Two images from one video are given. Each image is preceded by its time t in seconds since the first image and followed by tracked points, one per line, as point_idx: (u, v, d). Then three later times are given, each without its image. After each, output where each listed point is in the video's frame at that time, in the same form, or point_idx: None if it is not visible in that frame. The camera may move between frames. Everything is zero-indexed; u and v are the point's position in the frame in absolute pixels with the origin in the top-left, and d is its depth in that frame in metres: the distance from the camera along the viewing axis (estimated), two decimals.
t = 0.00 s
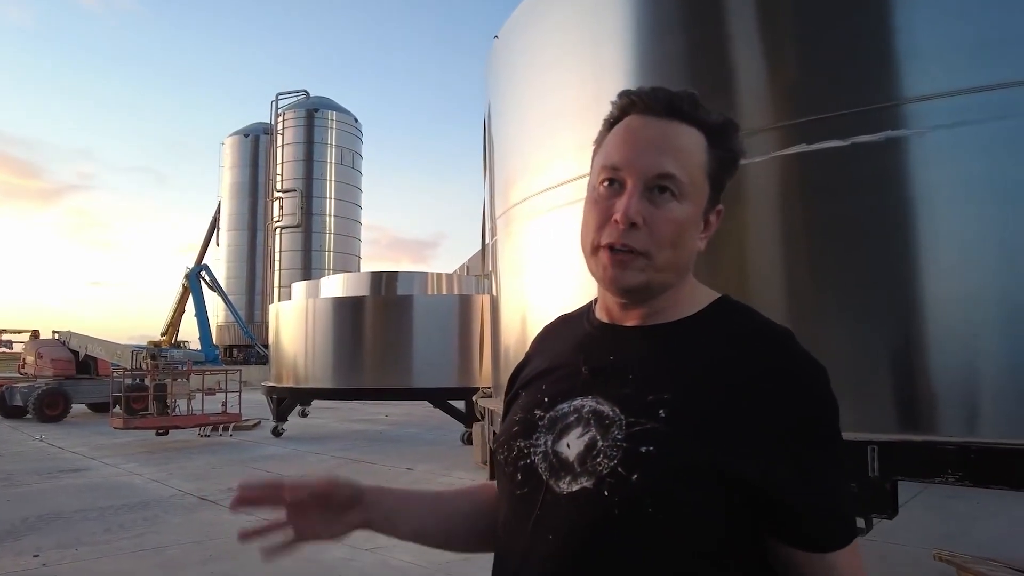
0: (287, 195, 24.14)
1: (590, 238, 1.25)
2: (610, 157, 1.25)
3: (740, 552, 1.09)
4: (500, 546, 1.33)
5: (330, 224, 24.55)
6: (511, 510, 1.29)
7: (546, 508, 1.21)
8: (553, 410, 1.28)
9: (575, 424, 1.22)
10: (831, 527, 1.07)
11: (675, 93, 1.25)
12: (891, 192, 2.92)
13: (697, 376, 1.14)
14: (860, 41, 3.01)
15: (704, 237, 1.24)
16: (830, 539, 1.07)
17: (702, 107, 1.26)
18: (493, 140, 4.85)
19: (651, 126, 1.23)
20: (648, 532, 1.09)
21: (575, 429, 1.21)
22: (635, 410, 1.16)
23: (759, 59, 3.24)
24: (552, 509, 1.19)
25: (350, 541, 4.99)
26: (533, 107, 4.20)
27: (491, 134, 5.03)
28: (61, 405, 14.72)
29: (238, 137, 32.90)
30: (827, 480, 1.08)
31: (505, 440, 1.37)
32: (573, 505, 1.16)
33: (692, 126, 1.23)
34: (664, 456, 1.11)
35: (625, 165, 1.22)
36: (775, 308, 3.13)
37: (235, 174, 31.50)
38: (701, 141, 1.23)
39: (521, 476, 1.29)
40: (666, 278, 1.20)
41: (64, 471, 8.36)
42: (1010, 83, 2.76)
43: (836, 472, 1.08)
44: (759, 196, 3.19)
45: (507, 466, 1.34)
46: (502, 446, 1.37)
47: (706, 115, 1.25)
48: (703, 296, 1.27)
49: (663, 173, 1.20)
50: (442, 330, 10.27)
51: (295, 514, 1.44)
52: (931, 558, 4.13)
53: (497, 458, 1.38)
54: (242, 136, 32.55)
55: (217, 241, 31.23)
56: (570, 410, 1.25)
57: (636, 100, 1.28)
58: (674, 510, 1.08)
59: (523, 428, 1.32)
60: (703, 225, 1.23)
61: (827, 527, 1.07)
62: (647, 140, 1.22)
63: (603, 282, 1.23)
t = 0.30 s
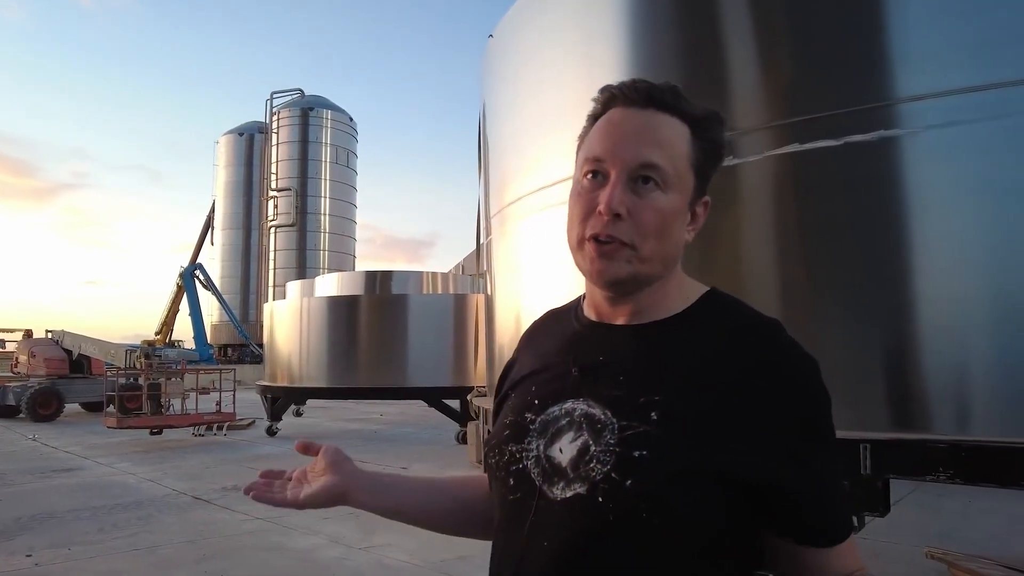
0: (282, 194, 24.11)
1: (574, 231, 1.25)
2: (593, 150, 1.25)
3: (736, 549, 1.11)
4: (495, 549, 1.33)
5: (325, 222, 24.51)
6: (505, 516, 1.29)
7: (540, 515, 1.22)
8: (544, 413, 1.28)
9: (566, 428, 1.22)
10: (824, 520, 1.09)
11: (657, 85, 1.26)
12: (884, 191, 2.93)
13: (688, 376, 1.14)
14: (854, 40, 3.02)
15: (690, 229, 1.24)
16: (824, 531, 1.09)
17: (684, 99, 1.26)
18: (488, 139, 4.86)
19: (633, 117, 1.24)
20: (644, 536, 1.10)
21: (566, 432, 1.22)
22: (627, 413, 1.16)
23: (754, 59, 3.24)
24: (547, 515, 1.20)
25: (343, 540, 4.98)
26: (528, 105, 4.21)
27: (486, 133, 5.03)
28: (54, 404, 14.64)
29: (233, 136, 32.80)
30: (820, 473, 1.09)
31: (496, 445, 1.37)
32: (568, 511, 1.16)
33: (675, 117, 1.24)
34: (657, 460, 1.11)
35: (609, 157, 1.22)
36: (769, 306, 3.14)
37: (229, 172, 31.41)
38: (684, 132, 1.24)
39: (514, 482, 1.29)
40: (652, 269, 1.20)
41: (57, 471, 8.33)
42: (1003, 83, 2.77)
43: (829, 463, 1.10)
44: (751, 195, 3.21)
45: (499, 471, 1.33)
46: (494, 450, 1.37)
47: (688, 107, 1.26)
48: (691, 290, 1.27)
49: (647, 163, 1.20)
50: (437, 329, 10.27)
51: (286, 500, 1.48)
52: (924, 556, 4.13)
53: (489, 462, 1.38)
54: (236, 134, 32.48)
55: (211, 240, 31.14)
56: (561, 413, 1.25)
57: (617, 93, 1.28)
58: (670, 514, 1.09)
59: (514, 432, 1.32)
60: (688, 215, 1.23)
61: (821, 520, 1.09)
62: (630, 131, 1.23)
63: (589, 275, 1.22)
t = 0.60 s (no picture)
0: (274, 193, 24.05)
1: (561, 238, 1.25)
2: (578, 154, 1.25)
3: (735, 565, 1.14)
4: (497, 568, 1.35)
5: (318, 221, 24.46)
6: (503, 541, 1.30)
7: (538, 544, 1.22)
8: (537, 436, 1.28)
9: (560, 455, 1.22)
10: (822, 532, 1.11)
11: (643, 82, 1.25)
12: (875, 190, 2.95)
13: (682, 404, 1.15)
14: (847, 41, 3.03)
15: (679, 232, 1.24)
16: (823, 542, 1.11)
17: (671, 96, 1.26)
18: (481, 138, 4.86)
19: (619, 117, 1.24)
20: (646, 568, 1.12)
21: (560, 459, 1.22)
22: (621, 440, 1.17)
23: (747, 60, 3.26)
24: (546, 545, 1.21)
25: (337, 539, 4.97)
26: (521, 104, 4.21)
27: (479, 132, 5.03)
28: (45, 404, 14.56)
29: (225, 134, 32.68)
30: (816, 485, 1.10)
31: (489, 465, 1.37)
32: (566, 542, 1.18)
33: (662, 116, 1.24)
34: (654, 489, 1.13)
35: (595, 161, 1.22)
36: (761, 306, 3.15)
37: (221, 171, 31.30)
38: (672, 133, 1.23)
39: (510, 507, 1.29)
40: (642, 276, 1.20)
41: (48, 471, 8.27)
42: (994, 84, 2.79)
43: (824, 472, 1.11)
44: (744, 196, 3.22)
45: (494, 493, 1.34)
46: (488, 471, 1.37)
47: (676, 106, 1.25)
48: (681, 295, 1.27)
49: (634, 167, 1.20)
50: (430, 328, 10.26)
51: (289, 506, 1.51)
52: (915, 554, 4.16)
53: (483, 481, 1.39)
54: (229, 133, 32.38)
55: (203, 239, 31.02)
56: (554, 437, 1.25)
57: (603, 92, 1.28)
58: (670, 544, 1.11)
59: (507, 456, 1.32)
60: (677, 219, 1.23)
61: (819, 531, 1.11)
62: (616, 134, 1.22)
63: (578, 285, 1.22)
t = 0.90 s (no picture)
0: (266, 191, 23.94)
1: (538, 248, 1.24)
2: (553, 163, 1.24)
3: None
4: None
5: (310, 220, 24.38)
6: (493, 553, 1.29)
7: (528, 555, 1.21)
8: (525, 445, 1.28)
9: (548, 463, 1.23)
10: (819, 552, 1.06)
11: (617, 93, 1.25)
12: (866, 191, 2.95)
13: (668, 411, 1.14)
14: (838, 44, 3.03)
15: (658, 238, 1.24)
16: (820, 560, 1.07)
17: (645, 101, 1.26)
18: (474, 138, 4.85)
19: (594, 126, 1.23)
20: None
21: (549, 468, 1.22)
22: (607, 447, 1.16)
23: (740, 60, 3.26)
24: (534, 555, 1.20)
25: (329, 541, 4.96)
26: (514, 104, 4.21)
27: (471, 131, 5.02)
28: (34, 404, 14.44)
29: (216, 133, 32.53)
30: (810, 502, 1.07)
31: (479, 474, 1.37)
32: (554, 553, 1.16)
33: (636, 124, 1.24)
34: (639, 498, 1.11)
35: (569, 169, 1.22)
36: (754, 307, 3.16)
37: (212, 169, 31.15)
38: (647, 139, 1.23)
39: (500, 517, 1.29)
40: (619, 285, 1.19)
41: (37, 472, 8.21)
42: (986, 87, 2.79)
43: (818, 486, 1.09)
44: (736, 196, 3.23)
45: (484, 503, 1.34)
46: (476, 479, 1.36)
47: (652, 112, 1.25)
48: (663, 302, 1.26)
49: (609, 175, 1.19)
50: (422, 328, 10.24)
51: None
52: (906, 554, 4.18)
53: (474, 491, 1.38)
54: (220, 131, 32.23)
55: (194, 238, 30.87)
56: (543, 446, 1.25)
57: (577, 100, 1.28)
58: (658, 554, 1.09)
59: (496, 465, 1.32)
60: (655, 225, 1.22)
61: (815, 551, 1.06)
62: (591, 141, 1.22)
63: (556, 295, 1.21)
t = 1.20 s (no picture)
0: (258, 190, 23.88)
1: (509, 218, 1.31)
2: (526, 141, 1.32)
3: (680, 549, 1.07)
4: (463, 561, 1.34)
5: (303, 220, 24.33)
6: (471, 525, 1.33)
7: (498, 518, 1.25)
8: (504, 419, 1.33)
9: (521, 432, 1.27)
10: (774, 519, 1.01)
11: (592, 84, 1.32)
12: (855, 191, 2.98)
13: (625, 372, 1.16)
14: (829, 45, 3.05)
15: (625, 215, 1.26)
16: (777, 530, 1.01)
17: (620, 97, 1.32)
18: (467, 136, 4.86)
19: (564, 108, 1.31)
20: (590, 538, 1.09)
21: (521, 436, 1.26)
22: (569, 408, 1.20)
23: (732, 60, 3.28)
24: (501, 518, 1.23)
25: (321, 540, 4.96)
26: (507, 104, 4.22)
27: (464, 130, 5.03)
28: (24, 404, 14.35)
29: (209, 132, 32.42)
30: (765, 464, 1.02)
31: (465, 455, 1.42)
32: (516, 512, 1.20)
33: (605, 108, 1.29)
34: (593, 453, 1.13)
35: (537, 143, 1.29)
36: (745, 306, 3.18)
37: (205, 168, 31.03)
38: (616, 122, 1.27)
39: (477, 489, 1.33)
40: (576, 247, 1.23)
41: (27, 473, 8.16)
42: (978, 89, 2.81)
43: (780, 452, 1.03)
44: (727, 195, 3.25)
45: (467, 479, 1.38)
46: (462, 458, 1.42)
47: (625, 103, 1.30)
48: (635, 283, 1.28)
49: (569, 145, 1.25)
50: (415, 328, 10.24)
51: None
52: (896, 552, 4.20)
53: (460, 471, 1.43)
54: (212, 130, 32.11)
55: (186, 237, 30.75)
56: (519, 418, 1.29)
57: (559, 94, 1.36)
58: (609, 508, 1.09)
59: (478, 441, 1.37)
60: (620, 201, 1.25)
61: (768, 517, 1.01)
62: (559, 120, 1.29)
63: (519, 256, 1.27)
